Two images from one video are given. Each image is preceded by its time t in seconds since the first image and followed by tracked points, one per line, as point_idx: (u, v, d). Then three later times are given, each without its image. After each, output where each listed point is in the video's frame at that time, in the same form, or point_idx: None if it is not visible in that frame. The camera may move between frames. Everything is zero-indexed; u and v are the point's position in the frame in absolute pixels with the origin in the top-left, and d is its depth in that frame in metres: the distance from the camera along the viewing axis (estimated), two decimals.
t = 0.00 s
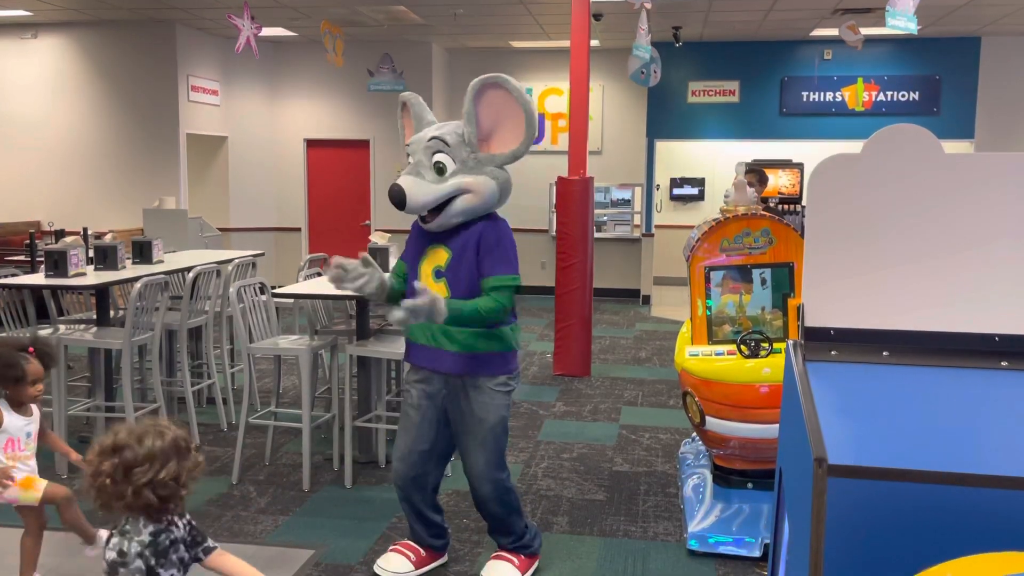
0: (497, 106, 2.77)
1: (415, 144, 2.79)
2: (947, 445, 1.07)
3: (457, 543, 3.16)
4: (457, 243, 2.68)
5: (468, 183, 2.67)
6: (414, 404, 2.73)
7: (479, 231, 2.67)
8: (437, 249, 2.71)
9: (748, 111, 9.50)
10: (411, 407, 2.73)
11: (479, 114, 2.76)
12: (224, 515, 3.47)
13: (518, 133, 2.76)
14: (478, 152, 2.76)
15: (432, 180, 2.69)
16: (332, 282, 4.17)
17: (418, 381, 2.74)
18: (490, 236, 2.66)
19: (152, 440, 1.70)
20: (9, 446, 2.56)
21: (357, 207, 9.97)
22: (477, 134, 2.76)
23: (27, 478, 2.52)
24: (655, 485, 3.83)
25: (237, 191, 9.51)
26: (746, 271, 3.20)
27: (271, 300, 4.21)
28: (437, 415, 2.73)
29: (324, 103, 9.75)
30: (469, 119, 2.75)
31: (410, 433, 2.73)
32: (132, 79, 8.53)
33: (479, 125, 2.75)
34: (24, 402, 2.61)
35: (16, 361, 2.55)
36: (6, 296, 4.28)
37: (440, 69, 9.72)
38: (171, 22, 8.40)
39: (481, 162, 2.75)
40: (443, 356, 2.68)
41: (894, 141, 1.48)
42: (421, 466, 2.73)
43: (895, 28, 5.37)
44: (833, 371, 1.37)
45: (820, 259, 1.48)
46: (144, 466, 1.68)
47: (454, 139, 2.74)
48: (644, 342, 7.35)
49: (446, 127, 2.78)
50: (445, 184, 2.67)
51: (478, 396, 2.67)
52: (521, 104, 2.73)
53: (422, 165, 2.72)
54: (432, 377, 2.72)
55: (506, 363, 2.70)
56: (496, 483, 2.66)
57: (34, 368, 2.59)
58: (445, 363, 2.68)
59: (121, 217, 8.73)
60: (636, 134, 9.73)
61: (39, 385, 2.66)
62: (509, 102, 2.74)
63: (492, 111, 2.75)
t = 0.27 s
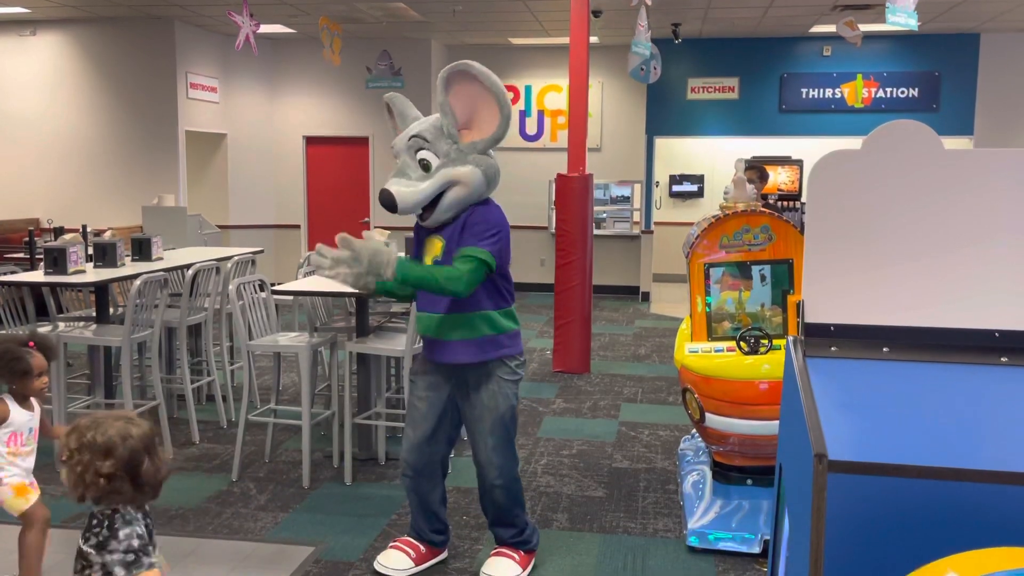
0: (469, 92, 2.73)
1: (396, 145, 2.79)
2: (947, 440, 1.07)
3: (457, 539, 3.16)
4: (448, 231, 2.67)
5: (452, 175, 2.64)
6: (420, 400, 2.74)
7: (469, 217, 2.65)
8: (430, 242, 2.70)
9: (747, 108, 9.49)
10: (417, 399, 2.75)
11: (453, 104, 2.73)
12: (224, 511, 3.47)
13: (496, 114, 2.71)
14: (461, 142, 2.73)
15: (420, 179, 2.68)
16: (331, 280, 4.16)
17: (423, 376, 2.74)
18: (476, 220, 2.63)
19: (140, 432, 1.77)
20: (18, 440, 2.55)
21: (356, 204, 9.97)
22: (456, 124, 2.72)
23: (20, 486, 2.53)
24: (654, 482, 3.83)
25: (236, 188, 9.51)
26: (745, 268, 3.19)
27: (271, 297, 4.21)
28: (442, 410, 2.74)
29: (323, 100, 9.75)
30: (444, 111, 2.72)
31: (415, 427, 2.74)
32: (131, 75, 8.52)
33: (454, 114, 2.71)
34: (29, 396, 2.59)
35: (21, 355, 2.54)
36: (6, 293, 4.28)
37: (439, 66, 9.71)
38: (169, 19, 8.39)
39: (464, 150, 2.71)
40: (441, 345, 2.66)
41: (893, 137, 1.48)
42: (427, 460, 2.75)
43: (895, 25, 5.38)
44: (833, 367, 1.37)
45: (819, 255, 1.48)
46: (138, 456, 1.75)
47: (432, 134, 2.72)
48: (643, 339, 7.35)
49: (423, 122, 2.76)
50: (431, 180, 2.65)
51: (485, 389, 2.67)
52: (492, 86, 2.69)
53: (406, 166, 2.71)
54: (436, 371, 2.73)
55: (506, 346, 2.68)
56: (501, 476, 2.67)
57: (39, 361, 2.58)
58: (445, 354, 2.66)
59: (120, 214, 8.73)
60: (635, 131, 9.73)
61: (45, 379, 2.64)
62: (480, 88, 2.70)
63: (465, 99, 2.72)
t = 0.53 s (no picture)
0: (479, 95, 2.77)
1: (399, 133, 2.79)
2: (945, 436, 1.08)
3: (457, 536, 3.17)
4: (444, 238, 2.68)
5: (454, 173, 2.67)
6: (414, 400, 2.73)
7: (467, 222, 2.69)
8: (427, 247, 2.72)
9: (747, 105, 9.49)
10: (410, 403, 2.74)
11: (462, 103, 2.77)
12: (224, 509, 3.47)
13: (504, 122, 2.75)
14: (464, 142, 2.76)
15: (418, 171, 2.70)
16: (331, 278, 4.16)
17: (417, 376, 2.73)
18: (478, 228, 2.68)
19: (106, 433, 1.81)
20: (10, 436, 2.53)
21: (356, 201, 9.96)
22: (462, 124, 2.75)
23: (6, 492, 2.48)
24: (654, 479, 3.83)
25: (236, 186, 9.50)
26: (745, 265, 3.19)
27: (271, 295, 4.21)
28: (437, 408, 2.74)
29: (322, 97, 9.74)
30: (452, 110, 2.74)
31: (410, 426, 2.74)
32: (130, 73, 8.52)
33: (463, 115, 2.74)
34: (20, 390, 2.60)
35: (13, 349, 2.56)
36: (5, 291, 4.28)
37: (438, 63, 9.70)
38: (168, 17, 8.38)
39: (467, 151, 2.75)
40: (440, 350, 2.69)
41: (892, 133, 1.48)
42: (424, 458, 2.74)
43: (894, 21, 5.38)
44: (833, 363, 1.37)
45: (819, 252, 1.49)
46: (100, 456, 1.79)
47: (438, 129, 2.74)
48: (643, 336, 7.35)
49: (429, 116, 2.77)
50: (431, 174, 2.67)
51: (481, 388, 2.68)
52: (504, 95, 2.73)
53: (406, 156, 2.72)
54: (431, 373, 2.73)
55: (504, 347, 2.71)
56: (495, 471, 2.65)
57: (30, 356, 2.60)
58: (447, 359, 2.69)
59: (120, 212, 8.72)
60: (634, 128, 9.73)
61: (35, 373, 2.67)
62: (492, 93, 2.74)
63: (475, 102, 2.75)
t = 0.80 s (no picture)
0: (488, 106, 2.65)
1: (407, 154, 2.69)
2: (946, 433, 1.07)
3: (457, 534, 3.17)
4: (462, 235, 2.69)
5: (476, 196, 2.63)
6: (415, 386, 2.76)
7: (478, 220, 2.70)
8: (437, 235, 2.70)
9: (746, 103, 9.48)
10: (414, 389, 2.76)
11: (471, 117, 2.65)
12: (224, 507, 3.47)
13: (518, 131, 2.68)
14: (479, 155, 2.69)
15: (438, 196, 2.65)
16: (330, 276, 4.15)
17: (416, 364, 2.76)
18: (492, 225, 2.70)
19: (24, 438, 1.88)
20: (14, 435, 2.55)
21: (355, 199, 9.96)
22: (473, 138, 2.67)
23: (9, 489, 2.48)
24: (654, 476, 3.83)
25: (235, 184, 9.49)
26: (744, 262, 3.20)
27: (270, 293, 4.21)
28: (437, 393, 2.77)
29: (321, 95, 9.74)
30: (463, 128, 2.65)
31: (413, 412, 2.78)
32: (128, 71, 8.51)
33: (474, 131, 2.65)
34: (25, 388, 2.61)
35: (12, 347, 2.55)
36: (5, 289, 4.28)
37: (437, 61, 9.69)
38: (167, 14, 8.36)
39: (483, 165, 2.68)
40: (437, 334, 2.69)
41: (894, 129, 1.48)
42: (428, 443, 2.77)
43: (894, 18, 5.39)
44: (834, 360, 1.37)
45: (820, 248, 1.49)
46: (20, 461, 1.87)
47: (450, 148, 2.65)
48: (642, 334, 7.35)
49: (438, 133, 2.66)
50: (452, 199, 2.63)
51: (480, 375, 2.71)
52: (516, 105, 2.63)
53: (422, 180, 2.66)
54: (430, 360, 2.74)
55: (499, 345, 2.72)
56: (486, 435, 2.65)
57: (30, 354, 2.59)
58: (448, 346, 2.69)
59: (119, 210, 8.71)
60: (633, 126, 9.73)
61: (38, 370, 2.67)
62: (501, 105, 2.63)
63: (486, 115, 2.65)
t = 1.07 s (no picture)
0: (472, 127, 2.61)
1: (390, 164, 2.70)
2: (950, 431, 1.07)
3: (456, 533, 3.17)
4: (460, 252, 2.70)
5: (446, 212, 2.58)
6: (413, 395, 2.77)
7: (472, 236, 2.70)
8: (435, 253, 2.72)
9: (746, 101, 9.48)
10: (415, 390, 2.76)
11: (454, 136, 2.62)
12: (224, 506, 3.47)
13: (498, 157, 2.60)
14: (458, 175, 2.63)
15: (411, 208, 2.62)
16: (330, 274, 4.14)
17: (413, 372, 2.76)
18: (491, 237, 2.71)
19: None
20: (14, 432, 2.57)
21: (354, 198, 9.95)
22: (454, 157, 2.62)
23: (11, 487, 2.52)
24: (653, 475, 3.83)
25: (234, 182, 9.48)
26: (744, 261, 3.20)
27: (270, 292, 4.20)
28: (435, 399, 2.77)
29: (321, 94, 9.73)
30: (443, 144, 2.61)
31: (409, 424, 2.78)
32: (128, 70, 8.49)
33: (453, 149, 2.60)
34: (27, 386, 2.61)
35: (13, 347, 2.55)
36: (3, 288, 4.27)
37: (437, 59, 9.68)
38: (166, 13, 8.34)
39: (461, 185, 2.62)
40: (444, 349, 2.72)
41: (897, 126, 1.47)
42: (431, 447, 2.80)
43: (895, 16, 5.40)
44: (836, 358, 1.37)
45: (821, 245, 1.48)
46: None
47: (429, 163, 2.62)
48: (642, 332, 7.35)
49: (421, 147, 2.65)
50: (422, 212, 2.59)
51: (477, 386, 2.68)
52: (496, 129, 2.57)
53: (398, 191, 2.64)
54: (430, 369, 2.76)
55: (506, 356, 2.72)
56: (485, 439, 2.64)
57: (31, 353, 2.59)
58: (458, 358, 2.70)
59: (118, 209, 8.71)
60: (633, 124, 9.73)
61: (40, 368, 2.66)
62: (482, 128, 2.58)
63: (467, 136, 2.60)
